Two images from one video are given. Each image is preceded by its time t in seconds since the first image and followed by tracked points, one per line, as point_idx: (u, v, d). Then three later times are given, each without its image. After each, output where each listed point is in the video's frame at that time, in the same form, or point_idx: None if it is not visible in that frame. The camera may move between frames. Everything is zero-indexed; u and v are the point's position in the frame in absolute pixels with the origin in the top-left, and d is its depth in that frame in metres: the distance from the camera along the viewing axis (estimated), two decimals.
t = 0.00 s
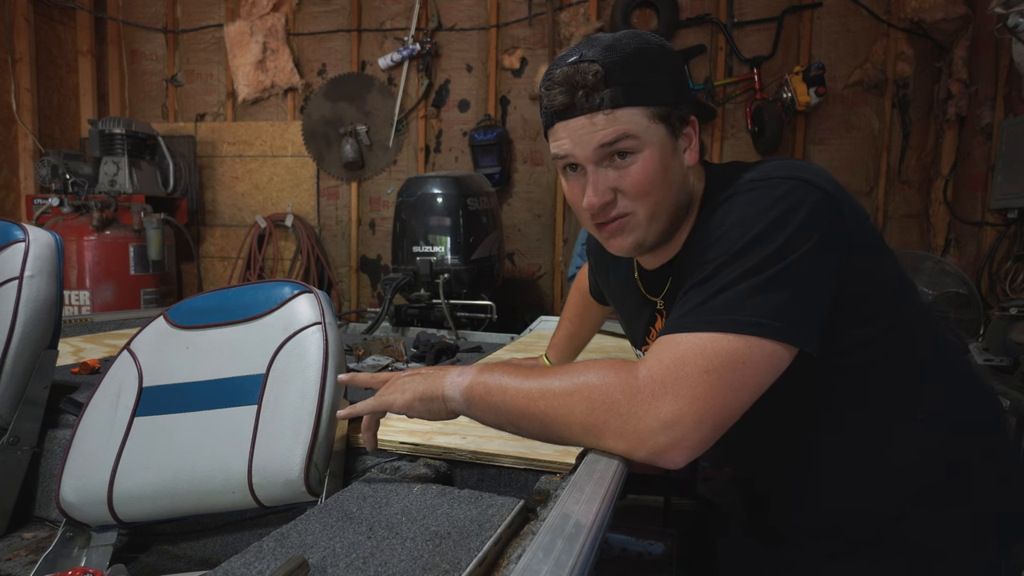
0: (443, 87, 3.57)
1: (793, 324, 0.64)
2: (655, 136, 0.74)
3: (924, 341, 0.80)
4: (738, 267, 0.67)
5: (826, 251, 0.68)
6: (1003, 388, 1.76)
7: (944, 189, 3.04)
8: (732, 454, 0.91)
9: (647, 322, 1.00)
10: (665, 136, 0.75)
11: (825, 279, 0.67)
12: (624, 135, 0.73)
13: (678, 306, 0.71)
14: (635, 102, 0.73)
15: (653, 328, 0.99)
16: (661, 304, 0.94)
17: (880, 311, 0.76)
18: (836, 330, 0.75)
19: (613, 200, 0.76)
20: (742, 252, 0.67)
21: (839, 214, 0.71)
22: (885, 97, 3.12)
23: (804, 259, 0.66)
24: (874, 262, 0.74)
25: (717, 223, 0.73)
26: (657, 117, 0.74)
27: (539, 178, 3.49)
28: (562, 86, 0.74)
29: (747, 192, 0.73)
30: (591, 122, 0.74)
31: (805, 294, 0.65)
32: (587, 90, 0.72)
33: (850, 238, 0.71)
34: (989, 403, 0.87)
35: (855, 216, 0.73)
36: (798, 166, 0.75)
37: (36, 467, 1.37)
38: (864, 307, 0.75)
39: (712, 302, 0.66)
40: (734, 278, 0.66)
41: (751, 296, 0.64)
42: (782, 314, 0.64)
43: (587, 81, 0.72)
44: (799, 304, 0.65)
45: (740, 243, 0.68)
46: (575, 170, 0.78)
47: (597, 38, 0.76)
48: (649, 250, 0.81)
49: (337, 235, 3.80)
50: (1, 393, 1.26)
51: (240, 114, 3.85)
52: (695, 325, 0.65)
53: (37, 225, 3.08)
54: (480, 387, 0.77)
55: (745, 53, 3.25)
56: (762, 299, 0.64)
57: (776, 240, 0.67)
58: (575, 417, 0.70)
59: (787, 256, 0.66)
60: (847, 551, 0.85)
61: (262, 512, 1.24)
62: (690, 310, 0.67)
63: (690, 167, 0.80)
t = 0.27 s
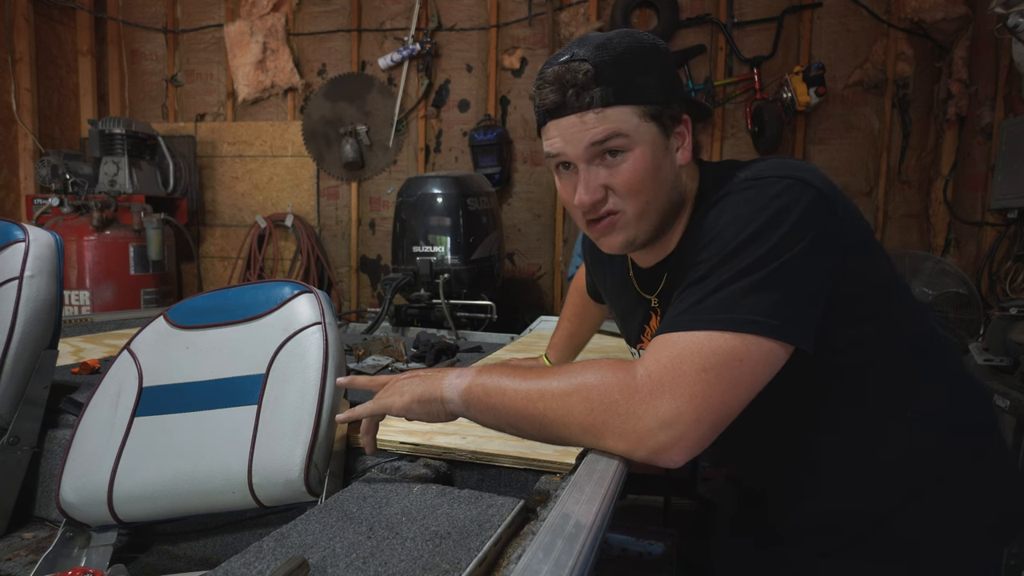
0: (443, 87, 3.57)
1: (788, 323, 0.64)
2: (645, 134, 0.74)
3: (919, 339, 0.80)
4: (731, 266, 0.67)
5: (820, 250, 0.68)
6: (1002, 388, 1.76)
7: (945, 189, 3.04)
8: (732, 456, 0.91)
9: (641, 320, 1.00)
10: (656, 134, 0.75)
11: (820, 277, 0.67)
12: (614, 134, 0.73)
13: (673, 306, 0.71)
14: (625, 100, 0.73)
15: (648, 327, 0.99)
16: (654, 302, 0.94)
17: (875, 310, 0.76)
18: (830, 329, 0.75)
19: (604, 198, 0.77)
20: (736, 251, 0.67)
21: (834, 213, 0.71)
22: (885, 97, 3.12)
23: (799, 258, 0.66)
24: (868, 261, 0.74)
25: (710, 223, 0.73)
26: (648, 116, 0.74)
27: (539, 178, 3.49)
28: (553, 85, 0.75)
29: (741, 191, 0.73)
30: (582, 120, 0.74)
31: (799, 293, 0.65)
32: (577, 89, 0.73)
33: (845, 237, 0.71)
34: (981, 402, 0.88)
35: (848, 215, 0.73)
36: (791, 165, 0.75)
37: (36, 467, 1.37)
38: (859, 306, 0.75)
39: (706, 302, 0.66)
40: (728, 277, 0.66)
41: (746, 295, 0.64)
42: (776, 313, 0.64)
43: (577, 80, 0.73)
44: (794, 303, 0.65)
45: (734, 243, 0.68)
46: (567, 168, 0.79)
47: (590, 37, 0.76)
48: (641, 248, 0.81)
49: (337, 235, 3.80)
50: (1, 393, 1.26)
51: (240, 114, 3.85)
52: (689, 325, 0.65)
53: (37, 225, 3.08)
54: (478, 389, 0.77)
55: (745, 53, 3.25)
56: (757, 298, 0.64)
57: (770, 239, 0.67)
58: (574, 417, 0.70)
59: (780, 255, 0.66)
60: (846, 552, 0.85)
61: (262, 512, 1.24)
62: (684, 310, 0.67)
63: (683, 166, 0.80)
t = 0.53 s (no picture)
0: (443, 87, 3.57)
1: (786, 323, 0.64)
2: (636, 133, 0.74)
3: (917, 339, 0.80)
4: (731, 266, 0.66)
5: (819, 250, 0.68)
6: (1002, 388, 1.76)
7: (945, 189, 3.04)
8: (732, 456, 0.91)
9: (640, 319, 1.00)
10: (647, 132, 0.75)
11: (819, 278, 0.67)
12: (604, 133, 0.73)
13: (671, 305, 0.70)
14: (615, 99, 0.73)
15: (647, 325, 0.99)
16: (652, 301, 0.94)
17: (873, 310, 0.76)
18: (830, 330, 0.75)
19: (597, 196, 0.76)
20: (735, 250, 0.67)
21: (832, 214, 0.71)
22: (885, 97, 3.12)
23: (798, 258, 0.66)
24: (866, 261, 0.74)
25: (709, 222, 0.73)
26: (640, 114, 0.74)
27: (539, 178, 3.49)
28: (543, 85, 0.75)
29: (740, 190, 0.72)
30: (572, 120, 0.74)
31: (798, 294, 0.65)
32: (566, 89, 0.73)
33: (843, 237, 0.72)
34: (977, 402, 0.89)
35: (846, 215, 0.73)
36: (789, 165, 0.75)
37: (36, 467, 1.37)
38: (858, 306, 0.75)
39: (706, 301, 0.66)
40: (727, 277, 0.66)
41: (745, 295, 0.64)
42: (775, 314, 0.64)
43: (566, 80, 0.73)
44: (792, 303, 0.65)
45: (734, 242, 0.67)
46: (561, 167, 0.79)
47: (580, 37, 0.76)
48: (636, 245, 0.81)
49: (337, 235, 3.80)
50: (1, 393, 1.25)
51: (240, 114, 3.85)
52: (689, 324, 0.65)
53: (37, 225, 3.08)
54: (478, 389, 0.77)
55: (745, 53, 3.25)
56: (756, 298, 0.64)
57: (770, 239, 0.66)
58: (574, 417, 0.70)
59: (780, 256, 0.66)
60: (845, 552, 0.85)
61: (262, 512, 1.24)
62: (683, 310, 0.67)
63: (678, 164, 0.80)
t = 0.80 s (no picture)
0: (443, 87, 3.57)
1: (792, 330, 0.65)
2: (588, 149, 0.76)
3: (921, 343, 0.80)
4: (741, 269, 0.66)
5: (832, 256, 0.68)
6: (1002, 388, 1.76)
7: (945, 189, 3.04)
8: (732, 455, 0.91)
9: (649, 310, 1.01)
10: (600, 147, 0.76)
11: (829, 284, 0.67)
12: (556, 152, 0.78)
13: (679, 304, 0.70)
14: (561, 120, 0.76)
15: (656, 317, 0.99)
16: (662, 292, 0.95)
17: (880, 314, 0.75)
18: (840, 336, 0.74)
19: (568, 204, 0.81)
20: (746, 253, 0.67)
21: (847, 219, 0.70)
22: (885, 97, 3.12)
23: (808, 265, 0.66)
24: (878, 267, 0.74)
25: (719, 222, 0.72)
26: (591, 130, 0.75)
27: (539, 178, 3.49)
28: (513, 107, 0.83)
29: (753, 192, 0.72)
30: (536, 138, 0.80)
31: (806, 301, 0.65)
32: (525, 114, 0.80)
33: (858, 242, 0.71)
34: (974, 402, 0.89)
35: (861, 220, 0.73)
36: (806, 167, 0.74)
37: (36, 467, 1.37)
38: (865, 312, 0.74)
39: (714, 304, 0.66)
40: (737, 281, 0.66)
41: (753, 301, 0.64)
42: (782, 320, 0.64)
43: (523, 105, 0.80)
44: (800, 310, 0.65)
45: (745, 245, 0.67)
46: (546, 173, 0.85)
47: (555, 50, 0.78)
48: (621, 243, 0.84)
49: (337, 235, 3.80)
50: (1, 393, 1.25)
51: (239, 114, 3.85)
52: (696, 327, 0.65)
53: (37, 225, 3.08)
54: (481, 385, 0.77)
55: (745, 53, 3.25)
56: (764, 304, 0.64)
57: (782, 244, 0.66)
58: (575, 417, 0.70)
59: (791, 261, 0.65)
60: (843, 551, 0.86)
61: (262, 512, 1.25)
62: (691, 310, 0.67)
63: (653, 168, 0.78)
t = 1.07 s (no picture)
0: (443, 87, 3.57)
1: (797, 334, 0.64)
2: (587, 148, 0.77)
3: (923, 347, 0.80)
4: (746, 275, 0.66)
5: (839, 262, 0.67)
6: (1002, 388, 1.76)
7: (945, 189, 3.04)
8: (731, 453, 0.91)
9: (654, 310, 1.00)
10: (599, 146, 0.77)
11: (835, 290, 0.67)
12: (557, 151, 0.79)
13: (683, 307, 0.70)
14: (560, 120, 0.77)
15: (661, 317, 0.99)
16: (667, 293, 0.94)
17: (884, 317, 0.75)
18: (844, 339, 0.75)
19: (571, 202, 0.82)
20: (752, 259, 0.67)
21: (855, 224, 0.70)
22: (885, 97, 3.12)
23: (814, 270, 0.66)
24: (884, 271, 0.74)
25: (725, 227, 0.72)
26: (589, 130, 0.76)
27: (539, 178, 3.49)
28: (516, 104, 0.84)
29: (759, 197, 0.72)
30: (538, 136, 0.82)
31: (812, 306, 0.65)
32: (526, 112, 0.82)
33: (866, 248, 0.71)
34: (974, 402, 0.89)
35: (869, 226, 0.72)
36: (815, 172, 0.73)
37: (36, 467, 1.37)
38: (869, 315, 0.74)
39: (719, 308, 0.66)
40: (742, 286, 0.66)
41: (758, 306, 0.64)
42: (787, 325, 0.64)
43: (525, 103, 0.81)
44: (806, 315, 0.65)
45: (751, 250, 0.67)
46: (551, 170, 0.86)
47: (562, 47, 0.78)
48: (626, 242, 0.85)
49: (337, 235, 3.80)
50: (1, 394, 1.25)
51: (240, 114, 3.85)
52: (700, 330, 0.65)
53: (37, 225, 3.08)
54: (483, 382, 0.77)
55: (745, 53, 3.24)
56: (769, 309, 0.64)
57: (788, 250, 0.66)
58: (577, 418, 0.70)
59: (795, 267, 0.65)
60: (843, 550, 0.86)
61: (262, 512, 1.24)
62: (696, 315, 0.67)
63: (652, 169, 0.78)
